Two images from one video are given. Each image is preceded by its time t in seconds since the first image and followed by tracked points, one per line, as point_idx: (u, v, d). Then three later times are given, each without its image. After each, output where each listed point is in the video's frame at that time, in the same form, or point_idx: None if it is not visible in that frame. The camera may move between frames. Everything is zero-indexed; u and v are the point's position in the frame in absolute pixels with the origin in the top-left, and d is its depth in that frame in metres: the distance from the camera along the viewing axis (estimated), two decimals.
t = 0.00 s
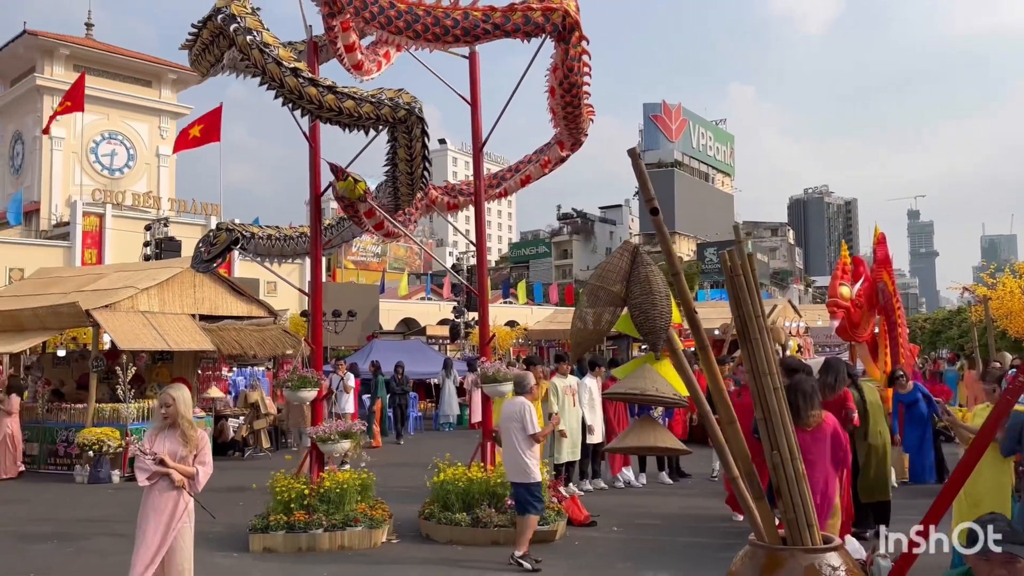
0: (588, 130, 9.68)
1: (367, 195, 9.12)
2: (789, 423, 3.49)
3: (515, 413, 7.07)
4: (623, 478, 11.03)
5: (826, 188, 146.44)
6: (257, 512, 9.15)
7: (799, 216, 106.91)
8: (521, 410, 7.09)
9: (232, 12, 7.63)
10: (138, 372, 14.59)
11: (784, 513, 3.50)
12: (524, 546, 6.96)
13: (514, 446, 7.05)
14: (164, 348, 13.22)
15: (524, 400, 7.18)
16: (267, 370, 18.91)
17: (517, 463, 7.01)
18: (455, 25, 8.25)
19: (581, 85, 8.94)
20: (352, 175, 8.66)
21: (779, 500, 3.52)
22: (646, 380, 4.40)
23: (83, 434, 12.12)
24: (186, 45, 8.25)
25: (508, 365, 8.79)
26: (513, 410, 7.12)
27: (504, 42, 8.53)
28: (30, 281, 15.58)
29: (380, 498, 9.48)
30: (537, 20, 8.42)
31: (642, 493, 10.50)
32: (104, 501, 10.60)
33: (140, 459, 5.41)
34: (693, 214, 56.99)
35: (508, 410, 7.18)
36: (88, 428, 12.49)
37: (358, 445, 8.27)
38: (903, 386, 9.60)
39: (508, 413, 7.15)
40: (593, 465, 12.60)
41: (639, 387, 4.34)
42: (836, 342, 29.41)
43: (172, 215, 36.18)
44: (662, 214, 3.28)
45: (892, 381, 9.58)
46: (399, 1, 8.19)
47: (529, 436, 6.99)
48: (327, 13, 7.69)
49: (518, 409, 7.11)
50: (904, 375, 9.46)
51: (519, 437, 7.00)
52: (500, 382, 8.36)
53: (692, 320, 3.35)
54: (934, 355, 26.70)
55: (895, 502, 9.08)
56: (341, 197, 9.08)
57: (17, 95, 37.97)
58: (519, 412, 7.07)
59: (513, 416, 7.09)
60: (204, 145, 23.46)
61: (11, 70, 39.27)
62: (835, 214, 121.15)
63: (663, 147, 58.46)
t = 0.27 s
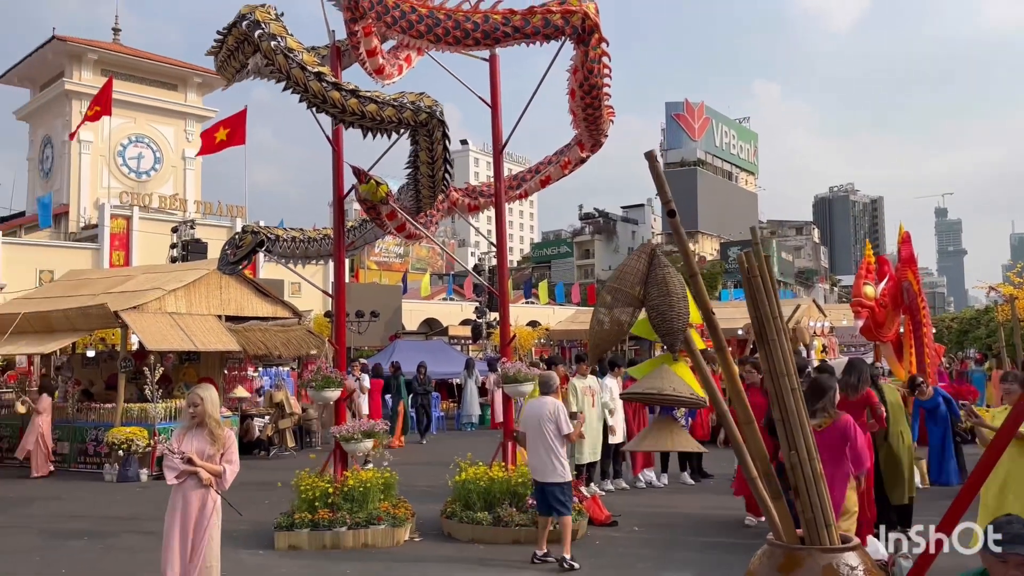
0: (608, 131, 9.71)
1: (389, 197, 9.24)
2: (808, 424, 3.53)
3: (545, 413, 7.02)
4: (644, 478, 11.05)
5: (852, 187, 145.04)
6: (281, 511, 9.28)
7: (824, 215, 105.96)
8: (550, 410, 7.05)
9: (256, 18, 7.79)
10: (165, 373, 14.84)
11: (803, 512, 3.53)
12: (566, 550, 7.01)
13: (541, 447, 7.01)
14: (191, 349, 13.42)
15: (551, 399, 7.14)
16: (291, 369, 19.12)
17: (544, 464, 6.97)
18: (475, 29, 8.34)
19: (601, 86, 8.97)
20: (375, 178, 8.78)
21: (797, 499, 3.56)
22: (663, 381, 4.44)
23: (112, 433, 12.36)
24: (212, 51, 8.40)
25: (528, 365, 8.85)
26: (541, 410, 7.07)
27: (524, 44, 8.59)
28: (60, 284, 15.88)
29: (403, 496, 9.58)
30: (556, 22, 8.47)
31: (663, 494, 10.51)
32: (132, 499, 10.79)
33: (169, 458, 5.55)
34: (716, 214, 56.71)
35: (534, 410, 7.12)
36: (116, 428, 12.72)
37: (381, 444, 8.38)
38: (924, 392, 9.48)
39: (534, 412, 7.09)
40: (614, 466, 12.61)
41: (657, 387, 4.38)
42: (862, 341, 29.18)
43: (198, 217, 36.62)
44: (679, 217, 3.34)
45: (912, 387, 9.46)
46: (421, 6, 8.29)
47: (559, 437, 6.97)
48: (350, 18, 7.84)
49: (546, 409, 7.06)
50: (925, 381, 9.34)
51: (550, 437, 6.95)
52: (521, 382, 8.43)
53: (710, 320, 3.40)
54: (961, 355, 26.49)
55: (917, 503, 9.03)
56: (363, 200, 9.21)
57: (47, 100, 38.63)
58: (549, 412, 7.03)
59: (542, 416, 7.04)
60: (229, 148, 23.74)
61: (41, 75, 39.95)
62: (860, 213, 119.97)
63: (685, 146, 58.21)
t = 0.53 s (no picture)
0: (629, 134, 9.74)
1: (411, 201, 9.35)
2: (824, 426, 3.55)
3: (578, 416, 7.00)
4: (667, 480, 11.05)
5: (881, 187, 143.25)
6: (305, 511, 9.41)
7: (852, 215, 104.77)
8: (580, 413, 7.04)
9: (280, 26, 7.94)
10: (193, 375, 15.09)
11: (820, 514, 3.54)
12: (587, 553, 6.94)
13: (572, 450, 6.96)
14: (218, 351, 13.64)
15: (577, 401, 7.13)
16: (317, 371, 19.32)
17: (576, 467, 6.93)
18: (496, 34, 8.42)
19: (621, 90, 9.00)
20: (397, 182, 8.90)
21: (814, 502, 3.58)
22: (677, 384, 4.48)
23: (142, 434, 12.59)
24: (237, 58, 8.56)
25: (549, 367, 8.90)
26: (571, 413, 7.03)
27: (544, 49, 8.64)
28: (91, 287, 16.20)
29: (426, 498, 9.66)
30: (576, 26, 8.52)
31: (685, 496, 10.50)
32: (161, 499, 10.99)
33: (195, 458, 5.67)
34: (742, 214, 56.33)
35: (562, 413, 7.06)
36: (146, 429, 12.95)
37: (404, 445, 8.47)
38: (948, 394, 9.53)
39: (564, 415, 7.04)
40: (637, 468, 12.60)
41: (671, 390, 4.42)
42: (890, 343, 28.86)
43: (226, 221, 37.09)
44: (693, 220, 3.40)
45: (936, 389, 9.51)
46: (442, 12, 8.39)
47: (589, 440, 6.97)
48: (372, 25, 8.03)
49: (575, 412, 7.03)
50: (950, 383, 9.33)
51: (582, 440, 6.94)
52: (542, 384, 8.48)
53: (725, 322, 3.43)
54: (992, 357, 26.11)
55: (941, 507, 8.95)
56: (385, 204, 9.34)
57: (78, 107, 39.34)
58: (580, 415, 7.01)
59: (572, 418, 7.00)
60: (256, 153, 24.02)
61: (73, 82, 40.69)
62: (889, 213, 118.44)
63: (711, 146, 57.87)
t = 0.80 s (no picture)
0: (644, 138, 9.76)
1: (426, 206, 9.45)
2: (833, 429, 3.56)
3: (603, 420, 7.01)
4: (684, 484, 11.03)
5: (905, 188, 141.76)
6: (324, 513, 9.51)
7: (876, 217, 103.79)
8: (602, 417, 7.06)
9: (298, 35, 8.07)
10: (215, 378, 15.28)
11: (829, 516, 3.56)
12: (600, 557, 6.95)
13: (596, 453, 6.94)
14: (239, 354, 13.81)
15: (595, 406, 7.15)
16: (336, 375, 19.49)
17: (599, 471, 6.92)
18: (510, 40, 8.47)
19: (635, 94, 9.02)
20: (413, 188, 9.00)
21: (822, 504, 3.59)
22: (682, 387, 4.53)
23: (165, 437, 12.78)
24: (256, 66, 8.70)
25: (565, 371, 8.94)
26: (595, 417, 7.02)
27: (558, 54, 8.69)
28: (115, 293, 16.47)
29: (443, 501, 9.73)
30: (589, 32, 8.57)
31: (702, 500, 10.49)
32: (184, 501, 11.17)
33: (214, 459, 5.77)
34: (764, 217, 55.99)
35: (586, 416, 7.04)
36: (168, 432, 13.14)
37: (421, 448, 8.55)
38: (970, 389, 9.45)
39: (588, 420, 7.01)
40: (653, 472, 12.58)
41: (675, 394, 4.48)
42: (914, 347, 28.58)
43: (248, 227, 37.49)
44: (701, 223, 3.46)
45: (959, 383, 9.43)
46: (457, 19, 8.48)
47: (611, 444, 7.01)
48: (389, 32, 8.19)
49: (598, 416, 7.05)
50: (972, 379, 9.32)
51: (606, 444, 6.96)
52: (557, 388, 8.52)
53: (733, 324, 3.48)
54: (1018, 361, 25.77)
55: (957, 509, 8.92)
56: (401, 209, 9.45)
57: (104, 114, 39.94)
58: (603, 420, 7.03)
59: (596, 423, 7.00)
60: (278, 159, 24.27)
61: (98, 90, 41.30)
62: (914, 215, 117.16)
63: (732, 149, 57.57)
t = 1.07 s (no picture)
0: (661, 144, 9.78)
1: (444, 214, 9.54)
2: (846, 437, 3.56)
3: (624, 428, 7.00)
4: (703, 492, 10.99)
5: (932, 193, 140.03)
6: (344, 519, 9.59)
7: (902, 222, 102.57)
8: (619, 423, 7.04)
9: (317, 46, 8.19)
10: (238, 385, 15.47)
11: (842, 524, 3.57)
12: (617, 564, 6.95)
13: (618, 461, 6.93)
14: (261, 361, 13.98)
15: (613, 413, 7.13)
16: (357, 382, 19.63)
17: (620, 479, 6.92)
18: (526, 49, 8.53)
19: (651, 101, 9.04)
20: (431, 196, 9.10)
21: (836, 511, 3.60)
22: (693, 394, 4.54)
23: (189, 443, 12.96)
24: (276, 77, 8.83)
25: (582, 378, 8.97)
26: (616, 425, 6.99)
27: (574, 63, 8.73)
28: (140, 300, 16.73)
29: (461, 507, 9.78)
30: (605, 40, 8.62)
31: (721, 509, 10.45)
32: (207, 506, 11.32)
33: (234, 465, 5.86)
34: (788, 223, 55.58)
35: (607, 424, 7.00)
36: (192, 437, 13.32)
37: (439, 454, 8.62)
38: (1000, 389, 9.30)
39: (609, 427, 6.98)
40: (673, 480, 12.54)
41: (685, 400, 4.49)
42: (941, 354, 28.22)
43: (272, 235, 37.88)
44: (712, 231, 3.50)
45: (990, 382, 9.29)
46: (474, 29, 8.56)
47: (629, 453, 7.02)
48: (406, 43, 8.43)
49: (619, 424, 7.03)
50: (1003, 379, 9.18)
51: (626, 452, 6.96)
52: (574, 395, 8.54)
53: (744, 332, 3.50)
54: None
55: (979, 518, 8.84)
56: (419, 217, 9.56)
57: (131, 125, 40.56)
58: (624, 427, 7.02)
59: (618, 431, 6.98)
60: (301, 168, 24.52)
61: (125, 100, 41.96)
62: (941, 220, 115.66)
63: (755, 154, 57.17)
